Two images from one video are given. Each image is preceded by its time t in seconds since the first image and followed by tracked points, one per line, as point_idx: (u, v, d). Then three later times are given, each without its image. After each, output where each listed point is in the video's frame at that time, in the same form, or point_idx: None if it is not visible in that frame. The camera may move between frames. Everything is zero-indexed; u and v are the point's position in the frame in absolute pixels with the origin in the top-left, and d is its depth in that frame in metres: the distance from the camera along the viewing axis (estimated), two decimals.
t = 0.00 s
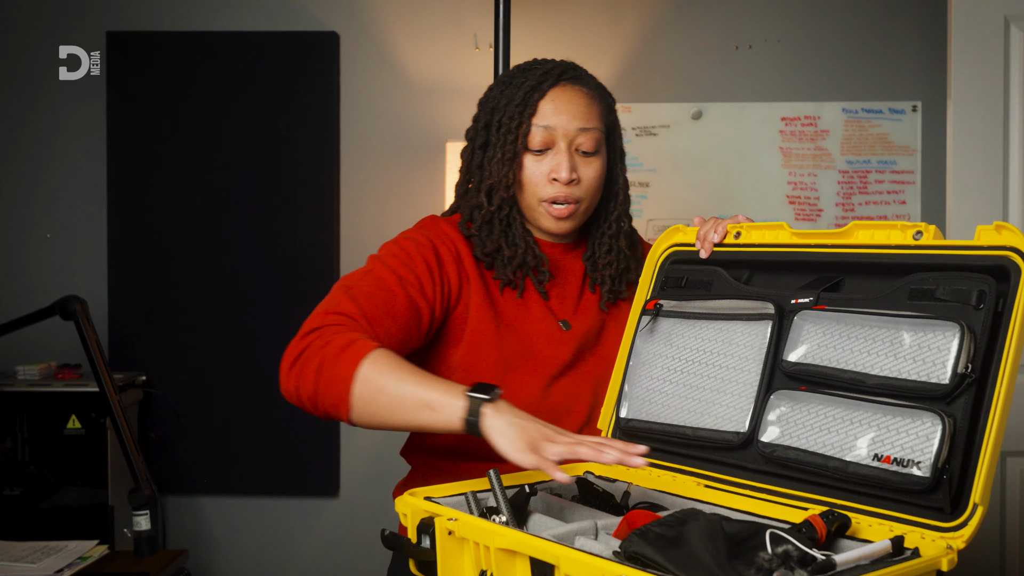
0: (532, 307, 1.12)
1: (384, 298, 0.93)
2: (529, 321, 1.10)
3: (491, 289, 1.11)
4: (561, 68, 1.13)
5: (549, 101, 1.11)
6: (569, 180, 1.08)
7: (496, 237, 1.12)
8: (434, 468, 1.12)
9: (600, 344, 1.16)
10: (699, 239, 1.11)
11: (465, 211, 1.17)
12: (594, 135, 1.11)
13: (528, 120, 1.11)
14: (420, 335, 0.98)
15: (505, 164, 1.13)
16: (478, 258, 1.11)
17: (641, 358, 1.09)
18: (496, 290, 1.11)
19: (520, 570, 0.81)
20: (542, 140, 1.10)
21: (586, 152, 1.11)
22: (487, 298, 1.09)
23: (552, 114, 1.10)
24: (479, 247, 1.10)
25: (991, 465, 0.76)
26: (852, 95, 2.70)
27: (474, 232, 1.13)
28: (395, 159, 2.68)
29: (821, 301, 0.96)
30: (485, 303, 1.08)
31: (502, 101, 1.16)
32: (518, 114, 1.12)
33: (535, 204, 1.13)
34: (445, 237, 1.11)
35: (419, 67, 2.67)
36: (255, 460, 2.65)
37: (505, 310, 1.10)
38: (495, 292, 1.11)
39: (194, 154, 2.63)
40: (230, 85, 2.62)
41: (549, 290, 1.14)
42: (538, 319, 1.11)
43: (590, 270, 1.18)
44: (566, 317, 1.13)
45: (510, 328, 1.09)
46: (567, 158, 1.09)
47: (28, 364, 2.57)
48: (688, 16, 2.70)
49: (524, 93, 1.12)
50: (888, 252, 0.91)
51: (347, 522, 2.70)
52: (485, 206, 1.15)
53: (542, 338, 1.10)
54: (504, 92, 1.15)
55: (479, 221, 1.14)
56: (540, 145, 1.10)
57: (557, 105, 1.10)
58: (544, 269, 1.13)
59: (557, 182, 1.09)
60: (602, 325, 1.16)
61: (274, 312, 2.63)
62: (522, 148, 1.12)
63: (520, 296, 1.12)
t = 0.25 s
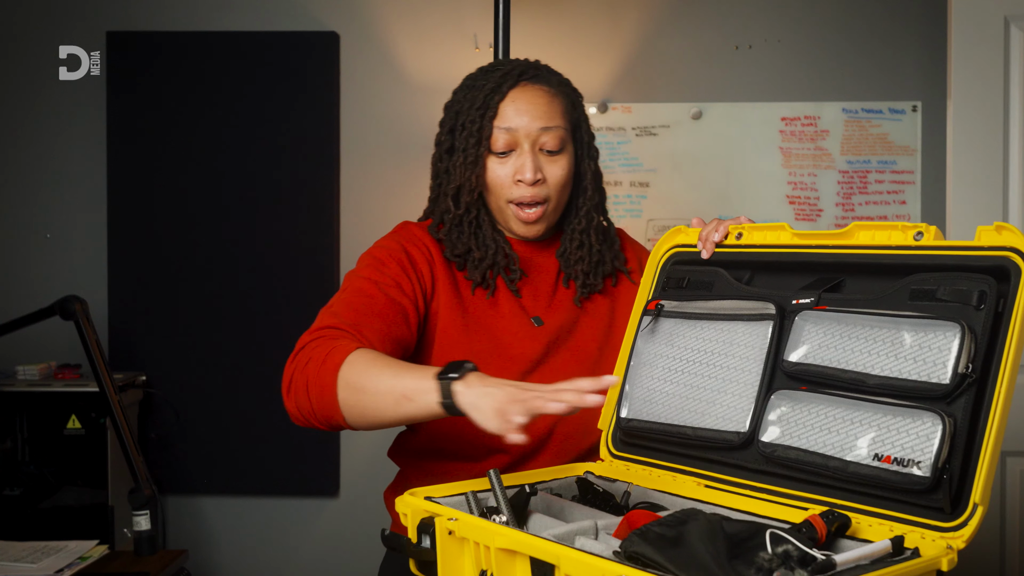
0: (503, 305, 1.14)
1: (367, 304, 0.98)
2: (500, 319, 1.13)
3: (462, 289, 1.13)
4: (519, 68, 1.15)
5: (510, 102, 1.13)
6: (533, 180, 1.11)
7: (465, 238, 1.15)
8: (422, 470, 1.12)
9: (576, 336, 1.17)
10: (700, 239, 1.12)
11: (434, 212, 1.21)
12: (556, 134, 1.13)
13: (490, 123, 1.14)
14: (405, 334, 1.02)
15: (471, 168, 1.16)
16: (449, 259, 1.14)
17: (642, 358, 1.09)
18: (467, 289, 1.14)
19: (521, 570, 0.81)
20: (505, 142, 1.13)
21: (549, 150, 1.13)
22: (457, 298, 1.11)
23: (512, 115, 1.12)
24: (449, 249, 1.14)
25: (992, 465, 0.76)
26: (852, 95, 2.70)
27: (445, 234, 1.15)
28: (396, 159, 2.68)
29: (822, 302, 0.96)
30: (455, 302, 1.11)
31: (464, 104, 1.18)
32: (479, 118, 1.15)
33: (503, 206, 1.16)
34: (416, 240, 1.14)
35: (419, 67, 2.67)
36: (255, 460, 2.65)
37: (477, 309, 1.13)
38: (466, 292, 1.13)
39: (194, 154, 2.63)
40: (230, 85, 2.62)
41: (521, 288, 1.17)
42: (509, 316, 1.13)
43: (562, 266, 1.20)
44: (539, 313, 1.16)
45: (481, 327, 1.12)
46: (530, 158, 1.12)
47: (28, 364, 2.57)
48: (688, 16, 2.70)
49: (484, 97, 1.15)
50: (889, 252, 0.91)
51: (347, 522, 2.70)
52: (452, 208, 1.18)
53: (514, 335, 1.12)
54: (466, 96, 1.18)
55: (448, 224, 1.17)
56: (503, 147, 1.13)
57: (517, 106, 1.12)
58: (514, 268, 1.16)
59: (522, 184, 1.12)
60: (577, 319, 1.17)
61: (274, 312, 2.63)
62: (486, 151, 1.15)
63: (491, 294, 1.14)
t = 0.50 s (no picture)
0: (494, 307, 1.15)
1: (342, 314, 0.97)
2: (491, 320, 1.13)
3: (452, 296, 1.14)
4: (499, 71, 1.18)
5: (494, 105, 1.15)
6: (521, 181, 1.13)
7: (453, 243, 1.16)
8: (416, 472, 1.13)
9: (569, 335, 1.17)
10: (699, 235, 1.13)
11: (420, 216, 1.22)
12: (540, 133, 1.15)
13: (474, 127, 1.16)
14: (370, 345, 1.00)
15: (458, 171, 1.17)
16: (438, 266, 1.14)
17: (641, 358, 1.09)
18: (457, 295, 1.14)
19: (520, 570, 0.81)
20: (491, 144, 1.14)
21: (534, 151, 1.15)
22: (447, 301, 1.12)
23: (496, 118, 1.14)
24: (436, 254, 1.14)
25: (992, 465, 0.76)
26: (852, 95, 2.70)
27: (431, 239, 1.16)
28: (396, 159, 2.68)
29: (822, 302, 0.96)
30: (445, 305, 1.11)
31: (446, 110, 1.20)
32: (463, 122, 1.16)
33: (492, 208, 1.17)
34: (401, 243, 1.15)
35: (419, 67, 2.67)
36: (255, 460, 2.65)
37: (467, 312, 1.13)
38: (455, 296, 1.14)
39: (194, 154, 2.63)
40: (230, 85, 2.62)
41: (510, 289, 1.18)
42: (500, 317, 1.14)
43: (552, 264, 1.22)
44: (530, 313, 1.16)
45: (472, 329, 1.12)
46: (517, 160, 1.14)
47: (28, 364, 2.57)
48: (688, 16, 2.70)
49: (465, 102, 1.17)
50: (889, 252, 0.91)
51: (347, 522, 2.70)
52: (439, 212, 1.19)
53: (506, 336, 1.12)
54: (448, 101, 1.21)
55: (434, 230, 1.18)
56: (489, 150, 1.15)
57: (498, 109, 1.14)
58: (502, 270, 1.17)
59: (511, 186, 1.13)
60: (569, 316, 1.18)
61: (274, 312, 2.63)
62: (472, 154, 1.17)
63: (482, 297, 1.15)
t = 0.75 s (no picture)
0: (491, 306, 1.14)
1: (321, 333, 0.97)
2: (488, 323, 1.12)
3: (447, 295, 1.13)
4: (490, 67, 1.17)
5: (483, 99, 1.15)
6: (509, 175, 1.11)
7: (446, 241, 1.14)
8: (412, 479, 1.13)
9: (567, 336, 1.17)
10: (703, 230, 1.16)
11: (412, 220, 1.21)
12: (530, 128, 1.15)
13: (463, 122, 1.15)
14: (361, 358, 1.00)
15: (447, 166, 1.16)
16: (430, 266, 1.13)
17: (641, 358, 1.09)
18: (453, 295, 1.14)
19: (520, 570, 0.81)
20: (481, 138, 1.13)
21: (524, 145, 1.14)
22: (442, 301, 1.11)
23: (485, 113, 1.13)
24: (430, 256, 1.13)
25: (992, 465, 0.76)
26: (852, 95, 2.70)
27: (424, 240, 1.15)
28: (396, 158, 2.68)
29: (822, 301, 0.96)
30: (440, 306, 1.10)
31: (437, 107, 1.20)
32: (452, 117, 1.16)
33: (483, 203, 1.15)
34: (391, 251, 1.13)
35: (419, 67, 2.67)
36: (255, 460, 2.65)
37: (464, 313, 1.12)
38: (451, 297, 1.13)
39: (194, 154, 2.63)
40: (230, 85, 2.62)
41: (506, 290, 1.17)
42: (497, 318, 1.13)
43: (549, 266, 1.21)
44: (528, 313, 1.15)
45: (468, 330, 1.11)
46: (506, 154, 1.12)
47: (28, 364, 2.57)
48: (688, 16, 2.70)
49: (455, 98, 1.17)
50: (889, 252, 0.91)
51: (347, 522, 2.70)
52: (429, 209, 1.18)
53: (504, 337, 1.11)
54: (440, 98, 1.20)
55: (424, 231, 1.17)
56: (477, 144, 1.14)
57: (487, 104, 1.14)
58: (497, 270, 1.16)
59: (499, 180, 1.12)
60: (567, 318, 1.17)
61: (275, 313, 2.63)
62: (461, 149, 1.16)
63: (478, 297, 1.14)
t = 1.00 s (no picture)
0: (481, 304, 1.14)
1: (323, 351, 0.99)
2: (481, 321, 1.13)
3: (436, 290, 1.15)
4: (499, 57, 1.22)
5: (489, 83, 1.19)
6: (507, 151, 1.13)
7: (433, 225, 1.18)
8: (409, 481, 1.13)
9: (562, 338, 1.17)
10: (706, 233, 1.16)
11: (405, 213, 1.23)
12: (531, 112, 1.17)
13: (468, 99, 1.19)
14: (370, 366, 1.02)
15: (446, 139, 1.19)
16: (416, 258, 1.16)
17: (641, 358, 1.09)
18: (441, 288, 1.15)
19: (520, 570, 0.81)
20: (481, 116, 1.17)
21: (524, 127, 1.17)
22: (431, 297, 1.13)
23: (490, 93, 1.18)
24: (416, 245, 1.16)
25: (992, 465, 0.76)
26: (852, 95, 2.70)
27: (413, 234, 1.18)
28: (396, 158, 2.68)
29: (822, 301, 0.96)
30: (430, 302, 1.12)
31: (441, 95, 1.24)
32: (458, 95, 1.19)
33: (477, 182, 1.16)
34: (384, 254, 1.14)
35: (420, 67, 2.67)
36: (255, 460, 2.65)
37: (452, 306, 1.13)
38: (439, 290, 1.15)
39: (194, 154, 2.63)
40: (230, 85, 2.62)
41: (500, 287, 1.17)
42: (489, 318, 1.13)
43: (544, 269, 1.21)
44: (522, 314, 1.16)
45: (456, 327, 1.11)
46: (505, 132, 1.15)
47: (27, 364, 2.57)
48: (688, 16, 2.70)
49: (462, 78, 1.21)
50: (889, 251, 0.91)
51: (347, 522, 2.70)
52: (422, 189, 1.21)
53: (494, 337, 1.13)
54: (443, 87, 1.24)
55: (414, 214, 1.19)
56: (478, 120, 1.18)
57: (494, 86, 1.18)
58: (488, 266, 1.16)
59: (497, 155, 1.13)
60: (562, 322, 1.17)
61: (274, 313, 2.63)
62: (462, 126, 1.19)
63: (466, 291, 1.15)
